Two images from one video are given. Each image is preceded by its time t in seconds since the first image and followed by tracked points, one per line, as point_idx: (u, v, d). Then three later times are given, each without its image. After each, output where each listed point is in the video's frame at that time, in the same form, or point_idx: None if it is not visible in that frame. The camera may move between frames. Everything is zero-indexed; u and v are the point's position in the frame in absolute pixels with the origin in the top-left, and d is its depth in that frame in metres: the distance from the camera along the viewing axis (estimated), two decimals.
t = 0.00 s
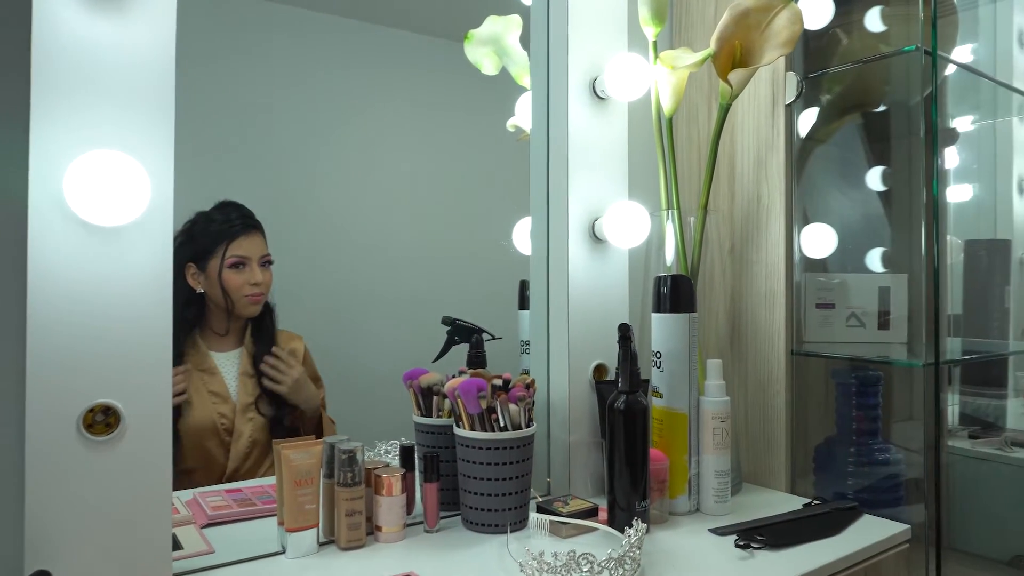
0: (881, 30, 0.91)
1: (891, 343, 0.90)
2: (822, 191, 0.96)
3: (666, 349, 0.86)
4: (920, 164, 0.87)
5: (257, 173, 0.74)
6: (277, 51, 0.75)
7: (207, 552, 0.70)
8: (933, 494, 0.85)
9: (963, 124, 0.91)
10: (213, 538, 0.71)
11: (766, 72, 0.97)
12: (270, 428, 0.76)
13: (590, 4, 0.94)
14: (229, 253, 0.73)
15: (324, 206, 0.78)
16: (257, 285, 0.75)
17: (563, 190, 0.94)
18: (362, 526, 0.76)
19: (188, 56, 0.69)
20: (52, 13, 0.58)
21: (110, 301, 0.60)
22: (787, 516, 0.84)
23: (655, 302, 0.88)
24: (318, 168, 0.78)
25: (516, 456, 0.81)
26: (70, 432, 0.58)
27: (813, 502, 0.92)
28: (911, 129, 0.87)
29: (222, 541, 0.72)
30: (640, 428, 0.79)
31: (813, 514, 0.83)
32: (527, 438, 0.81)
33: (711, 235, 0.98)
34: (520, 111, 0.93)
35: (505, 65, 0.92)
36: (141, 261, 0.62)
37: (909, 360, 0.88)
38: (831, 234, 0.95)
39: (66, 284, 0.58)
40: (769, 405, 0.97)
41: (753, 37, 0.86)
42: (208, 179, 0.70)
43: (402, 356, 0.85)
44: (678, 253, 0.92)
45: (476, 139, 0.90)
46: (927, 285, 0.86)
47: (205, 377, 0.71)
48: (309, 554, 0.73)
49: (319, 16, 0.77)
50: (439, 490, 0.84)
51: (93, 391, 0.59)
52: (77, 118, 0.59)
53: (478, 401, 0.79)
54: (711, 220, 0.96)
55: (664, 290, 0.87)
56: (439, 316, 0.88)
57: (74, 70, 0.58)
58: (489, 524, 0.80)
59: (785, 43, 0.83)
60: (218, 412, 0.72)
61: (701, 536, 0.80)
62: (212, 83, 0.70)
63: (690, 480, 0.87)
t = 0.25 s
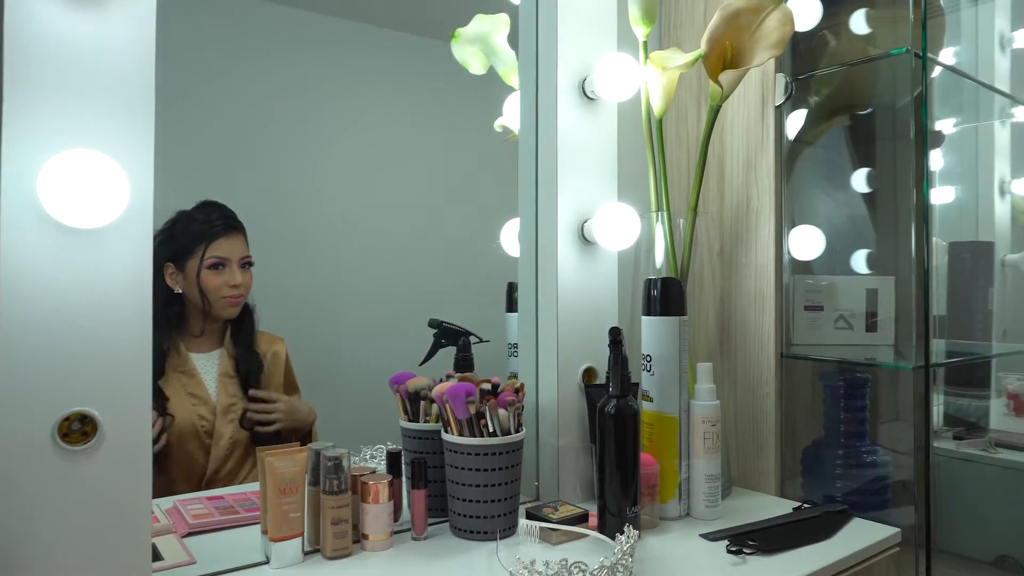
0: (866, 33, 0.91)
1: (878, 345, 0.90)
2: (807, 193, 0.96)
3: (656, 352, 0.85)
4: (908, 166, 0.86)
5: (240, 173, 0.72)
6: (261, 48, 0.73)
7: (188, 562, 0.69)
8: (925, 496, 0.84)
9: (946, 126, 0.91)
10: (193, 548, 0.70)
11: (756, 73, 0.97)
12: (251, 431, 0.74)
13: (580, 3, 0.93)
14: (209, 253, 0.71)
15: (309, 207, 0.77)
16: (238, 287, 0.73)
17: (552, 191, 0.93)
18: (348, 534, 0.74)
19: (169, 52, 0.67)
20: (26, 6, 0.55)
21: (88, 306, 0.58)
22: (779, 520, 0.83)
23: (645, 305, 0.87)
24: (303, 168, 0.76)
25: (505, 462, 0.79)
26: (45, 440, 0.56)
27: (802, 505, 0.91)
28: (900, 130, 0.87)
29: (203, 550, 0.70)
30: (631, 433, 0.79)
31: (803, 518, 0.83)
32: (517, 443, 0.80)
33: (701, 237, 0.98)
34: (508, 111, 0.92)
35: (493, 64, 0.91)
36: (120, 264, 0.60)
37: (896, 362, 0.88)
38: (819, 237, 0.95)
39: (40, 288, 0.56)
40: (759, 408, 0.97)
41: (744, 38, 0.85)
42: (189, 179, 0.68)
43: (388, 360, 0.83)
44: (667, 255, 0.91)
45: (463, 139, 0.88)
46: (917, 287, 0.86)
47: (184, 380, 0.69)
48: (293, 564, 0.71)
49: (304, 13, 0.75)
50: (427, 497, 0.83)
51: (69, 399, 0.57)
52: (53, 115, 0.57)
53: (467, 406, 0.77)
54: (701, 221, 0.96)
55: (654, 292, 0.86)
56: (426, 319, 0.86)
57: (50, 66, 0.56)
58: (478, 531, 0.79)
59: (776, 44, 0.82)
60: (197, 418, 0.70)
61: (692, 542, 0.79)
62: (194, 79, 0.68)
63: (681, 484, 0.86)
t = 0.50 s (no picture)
0: (854, 35, 0.91)
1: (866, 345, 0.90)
2: (795, 195, 0.96)
3: (650, 355, 0.84)
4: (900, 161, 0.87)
5: (225, 172, 0.70)
6: (247, 44, 0.71)
7: (172, 572, 0.67)
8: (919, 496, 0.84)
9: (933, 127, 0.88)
10: (178, 558, 0.68)
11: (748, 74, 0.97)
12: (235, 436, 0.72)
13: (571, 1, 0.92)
14: (190, 253, 0.69)
15: (296, 207, 0.75)
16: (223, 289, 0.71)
17: (543, 191, 0.91)
18: (338, 542, 0.72)
19: (153, 46, 0.65)
20: None
21: (67, 309, 0.56)
22: (774, 524, 0.83)
23: (638, 307, 0.86)
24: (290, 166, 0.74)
25: (499, 467, 0.78)
26: (22, 448, 0.54)
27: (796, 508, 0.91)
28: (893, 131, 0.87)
29: (189, 560, 0.68)
30: (625, 437, 0.78)
31: (799, 522, 0.82)
32: (510, 448, 0.79)
33: (693, 238, 0.97)
34: (498, 111, 0.91)
35: (483, 62, 0.90)
36: (101, 265, 0.57)
37: (885, 363, 0.88)
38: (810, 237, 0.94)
39: (17, 291, 0.54)
40: (752, 411, 0.96)
41: (737, 38, 0.85)
42: (173, 177, 0.66)
43: (378, 363, 0.82)
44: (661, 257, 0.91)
45: (453, 138, 0.87)
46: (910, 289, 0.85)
47: (167, 382, 0.67)
48: (282, 572, 0.70)
49: (290, 7, 0.73)
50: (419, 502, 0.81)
51: (48, 406, 0.55)
52: (31, 112, 0.54)
53: (459, 411, 0.76)
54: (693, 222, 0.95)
55: (648, 294, 0.85)
56: (415, 321, 0.84)
57: (28, 60, 0.54)
58: (472, 538, 0.78)
59: (769, 44, 0.81)
60: (178, 424, 0.68)
61: (687, 546, 0.78)
62: (178, 74, 0.66)
63: (675, 488, 0.85)
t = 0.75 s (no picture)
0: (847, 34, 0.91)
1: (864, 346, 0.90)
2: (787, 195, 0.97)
3: (651, 356, 0.83)
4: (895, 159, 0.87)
5: (217, 167, 0.67)
6: (238, 35, 0.68)
7: None
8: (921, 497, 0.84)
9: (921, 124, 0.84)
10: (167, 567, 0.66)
11: (747, 73, 0.96)
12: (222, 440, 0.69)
13: None
14: (173, 251, 0.65)
15: (290, 205, 0.73)
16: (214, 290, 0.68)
17: (541, 190, 0.90)
18: (334, 550, 0.70)
19: (140, 36, 0.62)
20: None
21: (53, 312, 0.54)
22: (777, 527, 0.82)
23: (639, 308, 0.85)
24: (283, 162, 0.72)
25: (499, 472, 0.76)
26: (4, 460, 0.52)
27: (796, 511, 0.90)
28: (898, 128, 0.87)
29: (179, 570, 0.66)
30: (627, 440, 0.76)
31: (801, 526, 0.81)
32: (510, 452, 0.77)
33: (692, 238, 0.96)
34: (493, 108, 0.89)
35: (478, 59, 0.88)
36: (89, 266, 0.55)
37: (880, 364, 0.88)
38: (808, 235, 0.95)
39: None
40: (751, 412, 0.95)
41: (738, 36, 0.83)
42: (162, 174, 0.64)
43: (371, 365, 0.80)
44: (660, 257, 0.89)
45: (449, 135, 0.85)
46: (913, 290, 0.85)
47: (154, 384, 0.64)
48: None
49: None
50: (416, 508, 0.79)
51: (32, 414, 0.53)
52: (12, 106, 0.52)
53: (458, 414, 0.74)
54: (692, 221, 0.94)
55: (648, 295, 0.84)
56: (410, 322, 0.82)
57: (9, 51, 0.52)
58: (471, 544, 0.76)
59: (771, 43, 0.80)
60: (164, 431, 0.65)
61: (689, 551, 0.77)
62: (167, 67, 0.64)
63: (676, 491, 0.84)
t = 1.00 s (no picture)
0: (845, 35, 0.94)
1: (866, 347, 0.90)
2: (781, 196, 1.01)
3: (655, 358, 0.82)
4: (897, 163, 0.91)
5: (210, 164, 0.65)
6: (231, 26, 0.66)
7: None
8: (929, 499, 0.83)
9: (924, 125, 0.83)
10: None
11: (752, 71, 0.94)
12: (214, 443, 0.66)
13: None
14: (149, 245, 0.62)
15: (285, 202, 0.70)
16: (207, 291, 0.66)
17: (543, 188, 0.88)
18: (334, 559, 0.68)
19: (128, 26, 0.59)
20: None
21: (41, 315, 0.51)
22: (784, 533, 0.80)
23: (643, 309, 0.83)
24: (279, 158, 0.69)
25: (502, 477, 0.74)
26: None
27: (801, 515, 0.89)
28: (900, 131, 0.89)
29: None
30: (633, 444, 0.75)
31: (807, 530, 0.80)
32: (513, 456, 0.75)
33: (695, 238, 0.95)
34: (492, 106, 0.87)
35: (476, 55, 0.86)
36: (80, 266, 0.53)
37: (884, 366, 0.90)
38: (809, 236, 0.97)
39: None
40: (755, 415, 0.94)
41: (744, 33, 0.81)
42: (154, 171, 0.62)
43: (368, 367, 0.78)
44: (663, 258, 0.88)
45: (448, 131, 0.83)
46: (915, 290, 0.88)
47: (144, 386, 0.62)
48: None
49: None
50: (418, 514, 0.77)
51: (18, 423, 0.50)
52: None
53: (461, 418, 0.72)
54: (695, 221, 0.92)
55: (652, 296, 0.82)
56: (408, 323, 0.80)
57: None
58: (473, 552, 0.74)
59: (778, 40, 0.79)
60: (150, 436, 0.62)
61: (696, 557, 0.76)
62: (158, 59, 0.61)
63: (681, 496, 0.82)
